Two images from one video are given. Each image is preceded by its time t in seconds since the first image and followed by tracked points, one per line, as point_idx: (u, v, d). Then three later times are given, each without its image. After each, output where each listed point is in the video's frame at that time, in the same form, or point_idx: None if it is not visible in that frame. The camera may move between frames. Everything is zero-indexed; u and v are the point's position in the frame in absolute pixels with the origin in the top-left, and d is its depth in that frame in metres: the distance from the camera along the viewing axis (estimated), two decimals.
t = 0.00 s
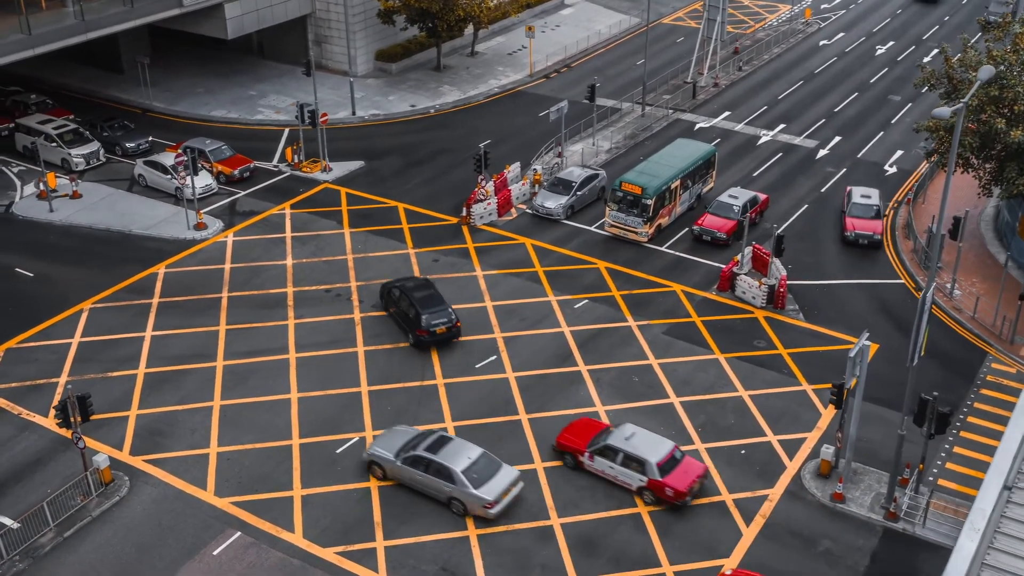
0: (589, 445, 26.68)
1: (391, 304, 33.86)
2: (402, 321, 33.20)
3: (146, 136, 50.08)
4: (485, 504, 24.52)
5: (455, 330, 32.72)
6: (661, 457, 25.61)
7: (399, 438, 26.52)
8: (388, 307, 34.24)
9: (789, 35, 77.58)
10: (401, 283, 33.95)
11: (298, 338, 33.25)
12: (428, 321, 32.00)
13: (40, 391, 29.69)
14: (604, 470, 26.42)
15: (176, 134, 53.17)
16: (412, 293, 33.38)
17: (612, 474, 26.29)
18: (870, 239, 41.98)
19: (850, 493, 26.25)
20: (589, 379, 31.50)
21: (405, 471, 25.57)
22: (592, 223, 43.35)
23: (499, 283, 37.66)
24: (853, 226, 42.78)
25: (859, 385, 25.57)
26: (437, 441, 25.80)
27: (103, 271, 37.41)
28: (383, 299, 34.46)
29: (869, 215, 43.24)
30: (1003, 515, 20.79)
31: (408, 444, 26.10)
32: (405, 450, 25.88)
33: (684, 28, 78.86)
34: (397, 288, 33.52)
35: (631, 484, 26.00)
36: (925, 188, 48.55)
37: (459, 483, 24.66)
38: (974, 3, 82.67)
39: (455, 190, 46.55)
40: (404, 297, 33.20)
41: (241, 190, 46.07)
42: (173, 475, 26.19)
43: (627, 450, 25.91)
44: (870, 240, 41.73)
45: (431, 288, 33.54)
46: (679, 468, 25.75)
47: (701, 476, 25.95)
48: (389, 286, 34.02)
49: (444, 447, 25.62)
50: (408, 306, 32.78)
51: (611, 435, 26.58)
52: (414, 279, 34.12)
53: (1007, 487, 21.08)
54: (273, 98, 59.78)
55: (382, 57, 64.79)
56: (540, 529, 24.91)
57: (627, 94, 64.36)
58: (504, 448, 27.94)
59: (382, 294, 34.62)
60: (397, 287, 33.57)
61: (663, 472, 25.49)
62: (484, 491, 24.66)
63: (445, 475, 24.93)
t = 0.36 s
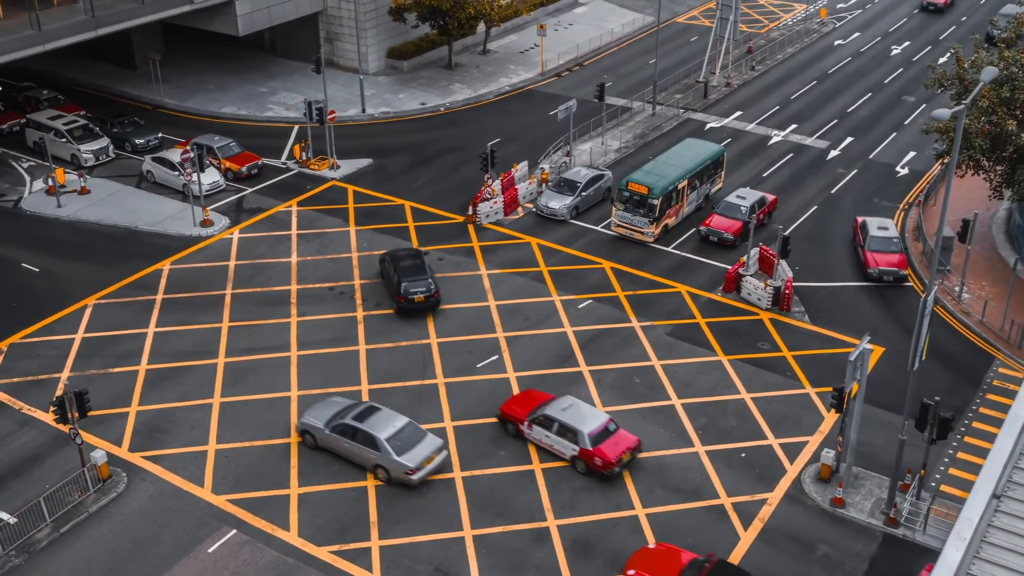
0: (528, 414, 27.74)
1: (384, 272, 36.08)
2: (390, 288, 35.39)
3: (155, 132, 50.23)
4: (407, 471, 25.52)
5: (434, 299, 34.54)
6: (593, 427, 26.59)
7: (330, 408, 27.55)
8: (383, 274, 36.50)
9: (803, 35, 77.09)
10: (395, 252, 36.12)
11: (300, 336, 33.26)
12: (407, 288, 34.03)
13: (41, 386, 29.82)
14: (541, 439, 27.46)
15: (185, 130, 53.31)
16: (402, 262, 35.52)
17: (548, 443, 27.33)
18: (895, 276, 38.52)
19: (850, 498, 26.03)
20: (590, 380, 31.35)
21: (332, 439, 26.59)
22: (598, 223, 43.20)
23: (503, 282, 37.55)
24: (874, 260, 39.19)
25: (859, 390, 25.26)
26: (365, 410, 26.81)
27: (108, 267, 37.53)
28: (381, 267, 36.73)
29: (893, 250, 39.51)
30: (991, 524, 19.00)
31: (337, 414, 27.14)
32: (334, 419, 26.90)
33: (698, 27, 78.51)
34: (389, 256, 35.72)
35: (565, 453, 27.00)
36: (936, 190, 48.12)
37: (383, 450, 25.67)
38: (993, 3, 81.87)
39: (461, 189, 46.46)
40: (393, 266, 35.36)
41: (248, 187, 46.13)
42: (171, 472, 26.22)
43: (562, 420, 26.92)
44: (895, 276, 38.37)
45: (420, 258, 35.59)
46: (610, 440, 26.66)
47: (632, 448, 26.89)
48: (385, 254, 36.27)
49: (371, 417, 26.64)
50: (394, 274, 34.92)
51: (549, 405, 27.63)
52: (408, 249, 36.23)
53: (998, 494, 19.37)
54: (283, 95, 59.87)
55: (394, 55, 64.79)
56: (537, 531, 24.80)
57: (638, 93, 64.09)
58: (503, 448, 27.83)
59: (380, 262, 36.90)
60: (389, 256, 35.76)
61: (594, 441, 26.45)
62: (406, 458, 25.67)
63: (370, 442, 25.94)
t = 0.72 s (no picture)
0: (479, 382, 28.88)
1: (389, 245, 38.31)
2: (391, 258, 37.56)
3: (165, 129, 50.38)
4: (332, 437, 26.64)
5: (428, 269, 36.43)
6: (535, 397, 27.63)
7: (265, 378, 28.71)
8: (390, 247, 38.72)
9: (818, 35, 76.60)
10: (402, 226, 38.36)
11: (302, 334, 33.25)
12: (401, 257, 36.17)
13: (43, 382, 29.93)
14: (489, 406, 28.59)
15: (195, 127, 53.44)
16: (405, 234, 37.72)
17: (495, 411, 28.45)
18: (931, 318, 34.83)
19: (850, 503, 25.79)
20: (591, 382, 31.20)
21: (265, 407, 27.76)
22: (605, 223, 43.05)
23: (508, 282, 37.44)
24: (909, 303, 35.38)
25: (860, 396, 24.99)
26: (297, 379, 27.93)
27: (114, 264, 37.66)
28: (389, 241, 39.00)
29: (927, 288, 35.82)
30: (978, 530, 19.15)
31: (271, 382, 28.33)
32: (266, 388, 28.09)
33: (712, 27, 78.16)
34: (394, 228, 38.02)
35: (509, 421, 28.09)
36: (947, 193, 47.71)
37: (310, 416, 26.77)
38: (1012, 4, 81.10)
39: (468, 188, 46.37)
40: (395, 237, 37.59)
41: (256, 185, 46.20)
42: (168, 469, 26.26)
43: (508, 389, 27.97)
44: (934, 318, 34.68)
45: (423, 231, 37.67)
46: (551, 410, 27.71)
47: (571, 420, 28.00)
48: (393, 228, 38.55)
49: (301, 385, 27.77)
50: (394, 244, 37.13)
51: (499, 374, 28.73)
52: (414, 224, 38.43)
53: (986, 502, 19.39)
54: (294, 92, 59.94)
55: (405, 54, 64.78)
56: (533, 532, 24.70)
57: (649, 93, 63.82)
58: (502, 449, 27.74)
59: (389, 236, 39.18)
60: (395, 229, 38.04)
61: (535, 411, 27.48)
62: (332, 424, 26.80)
63: (298, 409, 27.06)
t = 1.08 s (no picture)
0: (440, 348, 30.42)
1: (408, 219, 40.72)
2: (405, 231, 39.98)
3: (175, 126, 50.53)
4: (261, 400, 28.08)
5: (433, 242, 38.58)
6: (487, 365, 29.06)
7: (202, 346, 30.12)
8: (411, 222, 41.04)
9: (833, 36, 76.14)
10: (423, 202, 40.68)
11: (304, 333, 33.25)
12: (407, 229, 38.55)
13: (44, 378, 30.06)
14: (447, 371, 30.10)
15: (204, 125, 53.59)
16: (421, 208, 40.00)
17: (452, 376, 29.94)
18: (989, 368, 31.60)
19: (849, 509, 25.59)
20: (592, 383, 31.08)
21: (201, 373, 29.18)
22: (611, 224, 42.89)
23: (511, 282, 37.35)
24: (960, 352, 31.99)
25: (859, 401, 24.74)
26: (231, 347, 29.36)
27: (120, 261, 37.81)
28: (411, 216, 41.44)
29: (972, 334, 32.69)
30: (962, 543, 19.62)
31: (207, 350, 29.78)
32: (203, 354, 29.52)
33: (726, 27, 77.84)
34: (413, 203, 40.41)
35: (461, 386, 29.55)
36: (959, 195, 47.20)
37: (241, 381, 28.21)
38: None
39: (475, 187, 46.30)
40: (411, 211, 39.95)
41: (263, 183, 46.27)
42: (166, 467, 26.30)
43: (464, 355, 29.43)
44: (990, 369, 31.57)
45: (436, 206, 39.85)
46: (499, 378, 29.09)
47: (522, 389, 29.16)
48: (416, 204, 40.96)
49: (234, 352, 29.20)
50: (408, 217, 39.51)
51: (458, 342, 30.21)
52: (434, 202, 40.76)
53: (972, 513, 20.04)
54: (304, 91, 60.03)
55: (416, 52, 64.78)
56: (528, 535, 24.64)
57: (660, 93, 63.56)
58: (500, 450, 27.67)
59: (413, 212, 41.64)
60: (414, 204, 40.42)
61: (485, 378, 28.91)
62: (262, 389, 28.23)
63: (231, 374, 28.47)
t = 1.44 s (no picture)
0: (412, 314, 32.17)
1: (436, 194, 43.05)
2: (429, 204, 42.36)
3: (185, 124, 50.69)
4: (198, 365, 29.60)
5: (451, 216, 40.91)
6: (450, 332, 30.71)
7: (147, 313, 31.61)
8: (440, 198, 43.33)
9: (848, 36, 75.64)
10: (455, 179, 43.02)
11: (307, 331, 33.28)
12: (428, 202, 40.95)
13: (47, 375, 30.21)
14: (416, 336, 31.87)
15: (214, 123, 53.76)
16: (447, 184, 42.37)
17: (420, 340, 31.70)
18: None
19: (849, 514, 25.39)
20: (593, 385, 30.97)
21: (144, 339, 30.73)
22: (618, 225, 42.74)
23: (516, 282, 37.27)
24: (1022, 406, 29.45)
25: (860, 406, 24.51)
26: (172, 315, 30.84)
27: (126, 257, 37.98)
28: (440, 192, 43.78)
29: None
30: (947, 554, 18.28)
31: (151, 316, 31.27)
32: (146, 320, 31.02)
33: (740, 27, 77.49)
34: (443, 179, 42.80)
35: (427, 350, 31.28)
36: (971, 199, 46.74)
37: (180, 347, 29.72)
38: None
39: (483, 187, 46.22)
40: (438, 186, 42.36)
41: (271, 180, 46.34)
42: (165, 464, 26.39)
43: (430, 322, 31.11)
44: None
45: (461, 183, 42.16)
46: (461, 345, 30.72)
47: (482, 356, 30.76)
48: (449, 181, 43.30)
49: (175, 319, 30.66)
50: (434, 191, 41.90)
51: (428, 309, 31.90)
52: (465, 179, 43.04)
53: (958, 522, 18.72)
54: (315, 88, 60.11)
55: (428, 51, 64.75)
56: (524, 537, 24.60)
57: (672, 93, 63.31)
58: (499, 451, 27.63)
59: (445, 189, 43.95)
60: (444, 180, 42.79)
61: (447, 344, 30.58)
62: (199, 354, 29.71)
63: (170, 340, 29.98)
